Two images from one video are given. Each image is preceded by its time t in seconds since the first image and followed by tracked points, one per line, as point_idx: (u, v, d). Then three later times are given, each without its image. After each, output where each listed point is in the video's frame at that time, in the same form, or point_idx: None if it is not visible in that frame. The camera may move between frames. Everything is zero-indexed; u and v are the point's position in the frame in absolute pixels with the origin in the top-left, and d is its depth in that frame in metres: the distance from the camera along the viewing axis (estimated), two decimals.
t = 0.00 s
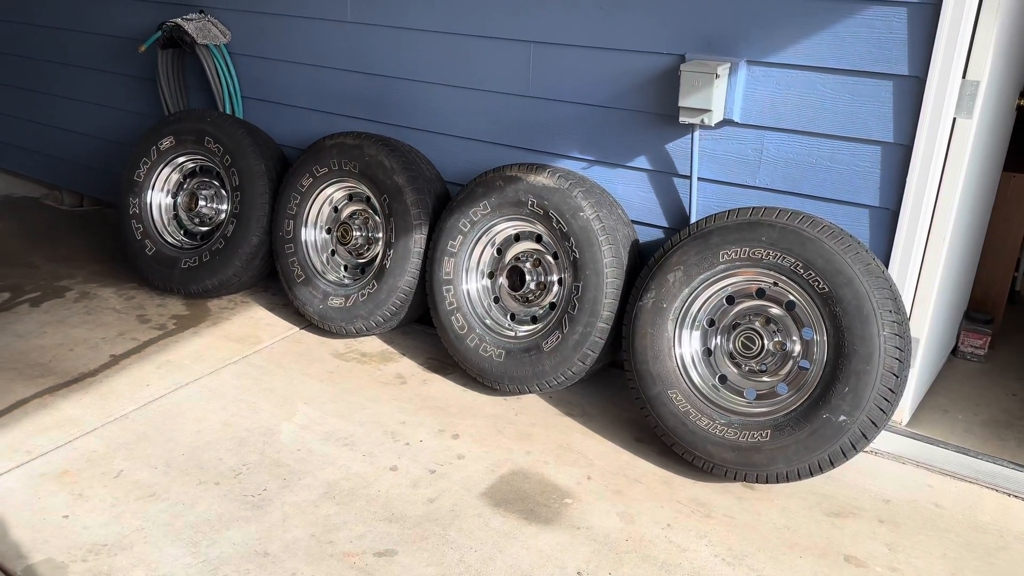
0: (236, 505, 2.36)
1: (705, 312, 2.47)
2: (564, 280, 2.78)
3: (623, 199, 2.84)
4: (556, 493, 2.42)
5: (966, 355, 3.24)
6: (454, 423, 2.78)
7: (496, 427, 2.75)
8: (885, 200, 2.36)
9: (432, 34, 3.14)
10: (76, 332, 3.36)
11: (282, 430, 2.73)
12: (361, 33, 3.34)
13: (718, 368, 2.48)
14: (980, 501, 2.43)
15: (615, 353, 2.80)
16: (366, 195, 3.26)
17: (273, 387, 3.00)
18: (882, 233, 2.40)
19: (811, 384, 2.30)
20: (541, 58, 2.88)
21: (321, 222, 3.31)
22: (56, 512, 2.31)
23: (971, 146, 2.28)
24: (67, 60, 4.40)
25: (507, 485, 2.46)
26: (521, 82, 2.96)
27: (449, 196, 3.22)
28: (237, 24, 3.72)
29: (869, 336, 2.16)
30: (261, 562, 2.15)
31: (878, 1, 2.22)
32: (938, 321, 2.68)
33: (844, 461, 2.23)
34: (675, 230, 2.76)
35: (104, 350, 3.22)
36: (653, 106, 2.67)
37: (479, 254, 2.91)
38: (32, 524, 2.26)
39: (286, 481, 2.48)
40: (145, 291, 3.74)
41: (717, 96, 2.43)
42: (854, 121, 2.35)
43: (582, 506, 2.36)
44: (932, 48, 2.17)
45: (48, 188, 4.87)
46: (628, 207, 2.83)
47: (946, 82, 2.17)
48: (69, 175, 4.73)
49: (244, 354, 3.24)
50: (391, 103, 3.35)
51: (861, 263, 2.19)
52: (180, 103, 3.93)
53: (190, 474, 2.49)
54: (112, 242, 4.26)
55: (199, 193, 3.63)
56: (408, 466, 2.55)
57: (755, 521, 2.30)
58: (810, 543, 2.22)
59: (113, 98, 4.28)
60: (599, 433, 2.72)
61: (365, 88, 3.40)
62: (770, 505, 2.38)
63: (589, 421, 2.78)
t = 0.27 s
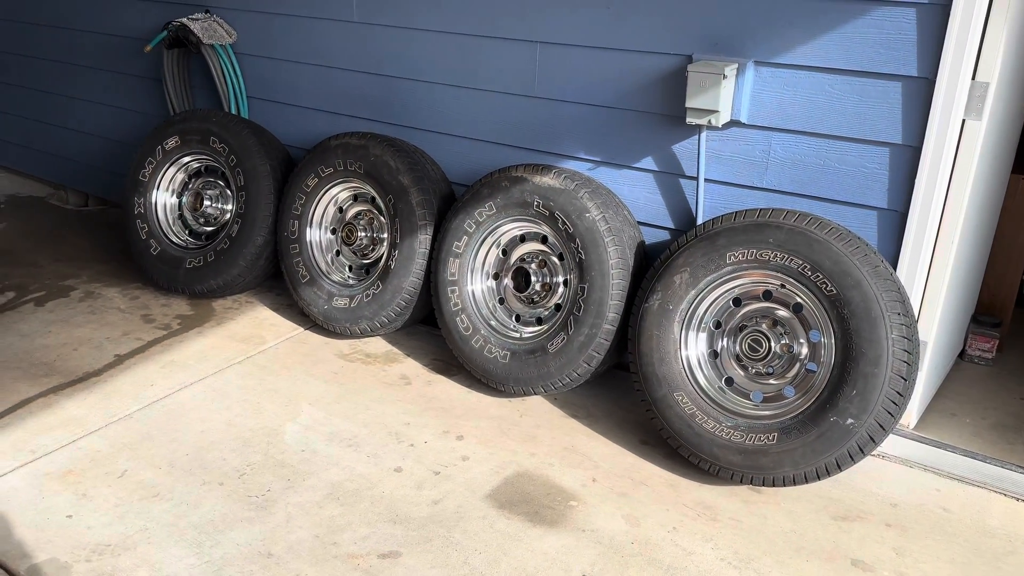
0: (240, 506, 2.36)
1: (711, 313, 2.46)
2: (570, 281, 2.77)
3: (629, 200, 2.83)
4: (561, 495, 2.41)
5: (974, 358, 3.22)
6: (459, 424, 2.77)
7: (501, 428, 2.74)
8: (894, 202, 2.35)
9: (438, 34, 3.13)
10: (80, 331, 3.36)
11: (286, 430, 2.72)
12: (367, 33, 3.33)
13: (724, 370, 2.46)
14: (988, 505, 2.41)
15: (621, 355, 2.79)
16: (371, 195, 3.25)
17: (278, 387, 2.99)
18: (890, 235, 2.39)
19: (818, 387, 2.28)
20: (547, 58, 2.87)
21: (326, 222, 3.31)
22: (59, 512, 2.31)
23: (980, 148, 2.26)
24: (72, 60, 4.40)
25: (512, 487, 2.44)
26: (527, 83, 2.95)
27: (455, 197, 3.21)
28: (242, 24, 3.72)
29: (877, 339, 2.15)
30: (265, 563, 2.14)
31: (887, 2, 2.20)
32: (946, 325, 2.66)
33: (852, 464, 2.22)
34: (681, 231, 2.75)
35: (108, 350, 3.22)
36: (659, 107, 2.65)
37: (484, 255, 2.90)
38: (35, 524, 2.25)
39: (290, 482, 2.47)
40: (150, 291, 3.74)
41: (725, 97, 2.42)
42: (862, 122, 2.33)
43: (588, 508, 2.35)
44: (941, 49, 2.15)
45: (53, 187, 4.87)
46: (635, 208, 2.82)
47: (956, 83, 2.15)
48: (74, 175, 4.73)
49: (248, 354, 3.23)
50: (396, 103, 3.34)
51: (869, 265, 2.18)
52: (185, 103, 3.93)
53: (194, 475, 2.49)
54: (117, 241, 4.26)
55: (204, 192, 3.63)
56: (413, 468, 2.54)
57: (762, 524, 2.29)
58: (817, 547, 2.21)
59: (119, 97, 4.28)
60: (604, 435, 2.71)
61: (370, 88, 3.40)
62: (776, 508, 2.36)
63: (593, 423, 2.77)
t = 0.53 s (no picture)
0: (242, 512, 2.33)
1: (718, 319, 2.44)
2: (575, 285, 2.75)
3: (635, 204, 2.80)
4: (566, 502, 2.38)
5: (981, 364, 3.19)
6: (463, 429, 2.74)
7: (505, 433, 2.72)
8: (903, 207, 2.33)
9: (443, 36, 3.11)
10: (81, 334, 3.34)
11: (289, 435, 2.70)
12: (371, 35, 3.31)
13: (731, 376, 2.44)
14: (998, 513, 2.38)
15: (626, 360, 2.76)
16: (374, 198, 3.23)
17: (280, 391, 2.97)
18: (899, 240, 2.37)
19: (826, 393, 2.26)
20: (552, 60, 2.85)
21: (329, 225, 3.29)
22: (60, 517, 2.28)
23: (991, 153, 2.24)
24: (74, 61, 4.39)
25: (517, 493, 2.42)
26: (532, 85, 2.93)
27: (459, 199, 3.19)
28: (245, 25, 3.70)
29: (886, 345, 2.12)
30: (267, 570, 2.12)
31: (898, 5, 2.18)
32: (954, 331, 2.64)
33: (860, 471, 2.20)
34: (687, 235, 2.73)
35: (109, 353, 3.20)
36: (666, 110, 2.63)
37: (488, 258, 2.88)
38: (35, 530, 2.23)
39: (293, 487, 2.45)
40: (151, 293, 3.72)
41: (732, 100, 2.40)
42: (871, 126, 2.31)
43: (593, 515, 2.33)
44: (952, 53, 2.13)
45: (54, 189, 4.86)
46: (640, 212, 2.80)
47: (966, 88, 2.13)
48: (75, 176, 4.71)
49: (250, 357, 3.21)
50: (400, 105, 3.32)
51: (879, 271, 2.16)
52: (188, 104, 3.91)
53: (196, 480, 2.46)
54: (118, 243, 4.24)
55: (206, 194, 3.61)
56: (416, 474, 2.51)
57: (769, 532, 2.27)
58: (825, 555, 2.19)
59: (120, 99, 4.26)
60: (609, 441, 2.69)
61: (374, 90, 3.38)
62: (783, 515, 2.34)
63: (598, 428, 2.75)
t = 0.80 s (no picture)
0: (249, 526, 2.30)
1: (731, 329, 2.41)
2: (584, 294, 2.72)
3: (645, 212, 2.78)
4: (578, 515, 2.35)
5: (991, 372, 3.17)
6: (471, 440, 2.71)
7: (514, 444, 2.69)
8: (918, 217, 2.31)
9: (449, 42, 3.08)
10: (82, 343, 3.30)
11: (295, 446, 2.67)
12: (376, 41, 3.28)
13: (745, 387, 2.42)
14: (1014, 526, 2.36)
15: (636, 369, 2.74)
16: (379, 205, 3.20)
17: (285, 401, 2.93)
18: (914, 250, 2.34)
19: (842, 405, 2.24)
20: (561, 67, 2.82)
21: (334, 232, 3.25)
22: (64, 532, 2.24)
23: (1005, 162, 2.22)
24: (74, 65, 4.35)
25: (528, 506, 2.39)
26: (540, 92, 2.90)
27: (465, 207, 3.16)
28: (247, 29, 3.67)
29: (903, 357, 2.10)
30: None
31: (914, 12, 2.16)
32: (967, 340, 2.62)
33: (877, 484, 2.17)
34: (698, 244, 2.70)
35: (111, 362, 3.16)
36: (677, 117, 2.61)
37: (496, 267, 2.85)
38: (38, 545, 2.19)
39: (300, 501, 2.41)
40: (152, 301, 3.68)
41: (745, 108, 2.37)
42: (886, 135, 2.29)
43: (606, 529, 2.30)
44: (969, 62, 2.11)
45: (52, 194, 4.81)
46: (650, 220, 2.77)
47: (983, 97, 2.11)
48: (74, 181, 4.67)
49: (254, 366, 3.17)
50: (405, 111, 3.29)
51: (895, 281, 2.13)
52: (189, 109, 3.87)
53: (201, 493, 2.43)
54: (118, 249, 4.20)
55: (209, 201, 3.57)
56: (425, 486, 2.48)
57: (784, 546, 2.24)
58: (842, 570, 2.16)
59: (121, 103, 4.22)
60: (619, 452, 2.66)
61: (379, 96, 3.34)
62: (797, 528, 2.31)
63: (608, 439, 2.72)
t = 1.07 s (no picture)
0: (263, 545, 2.25)
1: (751, 342, 2.39)
2: (599, 306, 2.69)
3: (659, 222, 2.75)
4: (597, 532, 2.32)
5: (1003, 381, 3.16)
6: (484, 454, 2.67)
7: (529, 458, 2.65)
8: (940, 228, 2.29)
9: (459, 49, 3.04)
10: (84, 355, 3.24)
11: (307, 461, 2.62)
12: (383, 48, 3.24)
13: (765, 400, 2.39)
14: None
15: (652, 382, 2.71)
16: (388, 214, 3.16)
17: (294, 414, 2.88)
18: (935, 261, 2.32)
19: (865, 419, 2.21)
20: (574, 76, 2.79)
21: (341, 242, 3.21)
22: (73, 553, 2.19)
23: None
24: (72, 71, 4.28)
25: (546, 523, 2.35)
26: (552, 101, 2.86)
27: (475, 216, 3.12)
28: (251, 36, 3.62)
29: (929, 371, 2.08)
30: None
31: (937, 23, 2.14)
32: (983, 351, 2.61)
33: (902, 499, 2.15)
34: (714, 254, 2.67)
35: (114, 375, 3.10)
36: (693, 127, 2.58)
37: (508, 277, 2.82)
38: (47, 567, 2.13)
39: (314, 518, 2.36)
40: (154, 311, 3.62)
41: (765, 118, 2.35)
42: (907, 146, 2.27)
43: (626, 546, 2.26)
44: (993, 73, 2.09)
45: (48, 201, 4.74)
46: (665, 231, 2.74)
47: (1007, 108, 2.09)
48: (71, 188, 4.60)
49: (261, 378, 3.12)
50: (412, 119, 3.25)
51: (920, 294, 2.11)
52: (190, 116, 3.82)
53: (212, 511, 2.38)
54: (117, 258, 4.14)
55: (212, 210, 3.52)
56: (441, 502, 2.44)
57: (807, 562, 2.21)
58: None
59: (120, 110, 4.16)
60: (636, 465, 2.63)
61: (386, 104, 3.30)
62: (820, 543, 2.28)
63: (624, 452, 2.68)
